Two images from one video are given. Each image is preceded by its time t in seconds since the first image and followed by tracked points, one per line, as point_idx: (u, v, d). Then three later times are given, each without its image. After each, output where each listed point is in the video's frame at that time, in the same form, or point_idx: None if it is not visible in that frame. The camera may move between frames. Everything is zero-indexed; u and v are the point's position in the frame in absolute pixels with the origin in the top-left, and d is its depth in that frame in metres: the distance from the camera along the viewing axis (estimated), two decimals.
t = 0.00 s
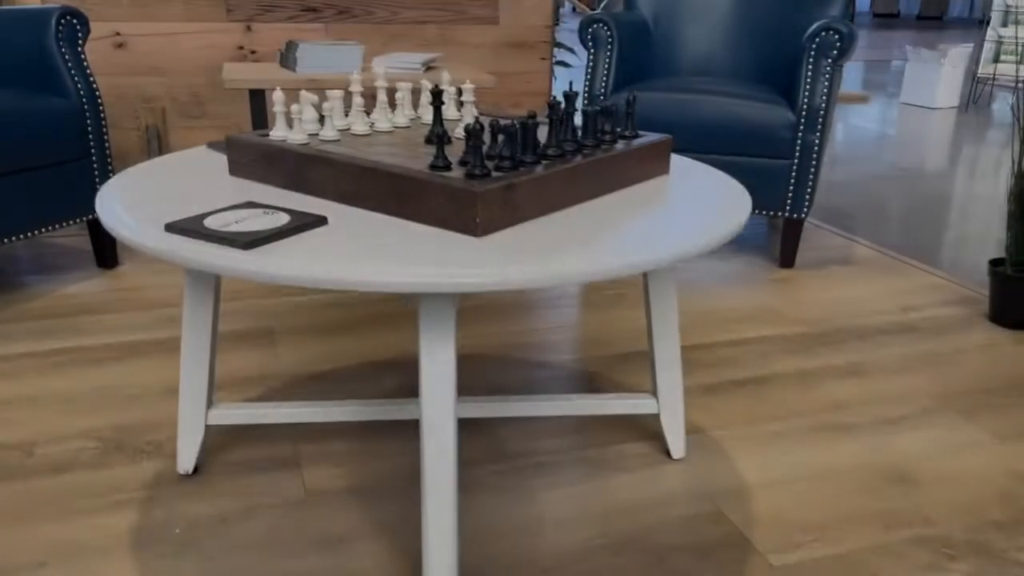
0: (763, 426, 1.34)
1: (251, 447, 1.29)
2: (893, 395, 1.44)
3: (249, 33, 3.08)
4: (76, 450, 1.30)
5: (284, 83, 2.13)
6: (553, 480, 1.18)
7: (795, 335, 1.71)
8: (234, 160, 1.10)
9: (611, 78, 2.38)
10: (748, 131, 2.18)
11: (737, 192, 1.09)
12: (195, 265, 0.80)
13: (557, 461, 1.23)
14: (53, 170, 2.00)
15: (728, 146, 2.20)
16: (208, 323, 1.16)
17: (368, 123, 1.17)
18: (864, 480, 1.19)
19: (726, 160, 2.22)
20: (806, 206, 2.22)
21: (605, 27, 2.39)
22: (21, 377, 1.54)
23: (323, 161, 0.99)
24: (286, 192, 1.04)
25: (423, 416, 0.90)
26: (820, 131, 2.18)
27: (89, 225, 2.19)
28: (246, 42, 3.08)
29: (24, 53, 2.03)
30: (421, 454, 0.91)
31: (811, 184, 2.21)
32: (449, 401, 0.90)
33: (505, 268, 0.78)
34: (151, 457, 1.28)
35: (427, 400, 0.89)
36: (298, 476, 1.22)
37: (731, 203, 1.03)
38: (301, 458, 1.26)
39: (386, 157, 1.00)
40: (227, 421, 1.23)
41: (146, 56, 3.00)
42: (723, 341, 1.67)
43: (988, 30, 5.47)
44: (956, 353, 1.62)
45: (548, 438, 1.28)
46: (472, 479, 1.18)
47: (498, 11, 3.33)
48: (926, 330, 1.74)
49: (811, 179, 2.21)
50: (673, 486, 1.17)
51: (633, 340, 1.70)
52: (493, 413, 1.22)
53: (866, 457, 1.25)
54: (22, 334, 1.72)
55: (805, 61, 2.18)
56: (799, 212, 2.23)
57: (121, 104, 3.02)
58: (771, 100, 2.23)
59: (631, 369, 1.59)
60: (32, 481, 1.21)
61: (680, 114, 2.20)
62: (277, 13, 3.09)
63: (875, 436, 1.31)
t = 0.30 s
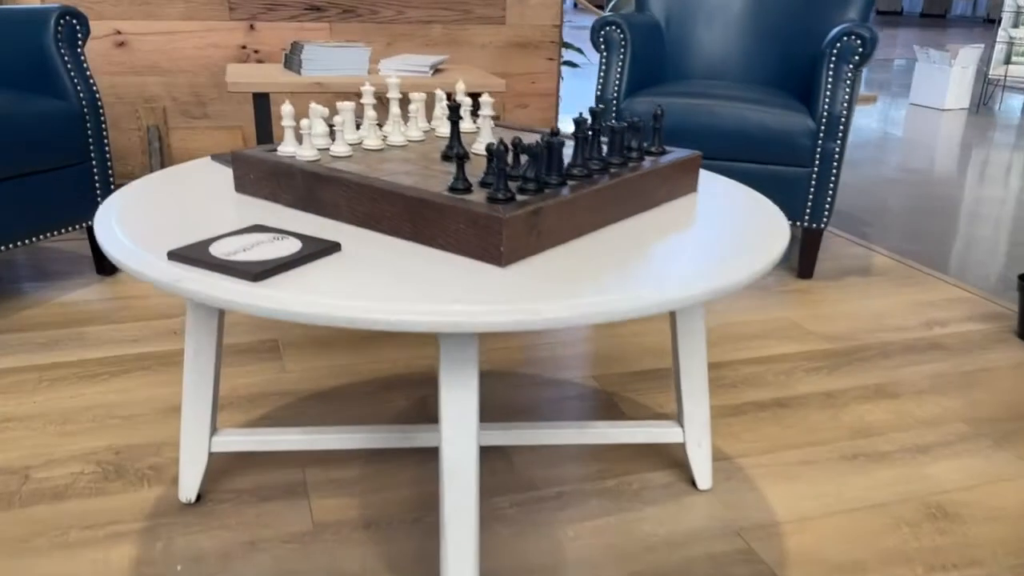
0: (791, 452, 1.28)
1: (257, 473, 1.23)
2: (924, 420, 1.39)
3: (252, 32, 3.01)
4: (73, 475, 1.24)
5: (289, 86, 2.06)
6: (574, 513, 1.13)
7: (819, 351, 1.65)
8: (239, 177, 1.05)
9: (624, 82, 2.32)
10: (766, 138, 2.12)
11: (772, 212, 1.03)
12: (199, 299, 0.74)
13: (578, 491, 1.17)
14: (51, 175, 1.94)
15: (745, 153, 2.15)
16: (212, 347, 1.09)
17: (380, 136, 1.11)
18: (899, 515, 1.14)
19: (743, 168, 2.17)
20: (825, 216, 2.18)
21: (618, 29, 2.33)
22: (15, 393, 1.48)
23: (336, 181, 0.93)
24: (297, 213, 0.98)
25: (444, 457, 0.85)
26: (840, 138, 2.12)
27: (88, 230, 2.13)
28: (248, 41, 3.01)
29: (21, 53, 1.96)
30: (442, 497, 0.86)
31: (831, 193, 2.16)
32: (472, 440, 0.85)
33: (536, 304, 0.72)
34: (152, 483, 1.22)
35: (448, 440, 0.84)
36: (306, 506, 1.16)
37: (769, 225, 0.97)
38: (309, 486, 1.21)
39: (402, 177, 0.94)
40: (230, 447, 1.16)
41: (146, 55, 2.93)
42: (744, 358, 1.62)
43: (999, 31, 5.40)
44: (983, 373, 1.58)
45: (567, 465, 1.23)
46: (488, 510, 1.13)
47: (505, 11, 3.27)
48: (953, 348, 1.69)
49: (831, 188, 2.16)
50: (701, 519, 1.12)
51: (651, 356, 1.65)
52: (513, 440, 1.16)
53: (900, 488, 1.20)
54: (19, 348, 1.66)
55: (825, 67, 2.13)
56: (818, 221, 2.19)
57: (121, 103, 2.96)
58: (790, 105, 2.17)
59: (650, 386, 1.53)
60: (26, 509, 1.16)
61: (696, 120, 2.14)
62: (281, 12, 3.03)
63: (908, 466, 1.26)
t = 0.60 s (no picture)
0: (822, 490, 1.23)
1: (265, 511, 1.18)
2: (959, 455, 1.34)
3: (260, 41, 2.97)
4: (73, 511, 1.19)
5: (299, 100, 2.02)
6: (598, 556, 1.07)
7: (845, 378, 1.60)
8: (250, 207, 1.00)
9: (642, 97, 2.26)
10: (789, 154, 2.07)
11: (815, 246, 0.97)
12: (207, 347, 0.69)
13: (602, 532, 1.12)
14: (55, 192, 1.89)
15: (766, 169, 2.11)
16: (221, 383, 1.04)
17: (397, 162, 1.07)
18: (940, 559, 1.09)
19: (764, 184, 2.13)
20: (849, 234, 2.14)
21: (635, 41, 2.27)
22: (16, 420, 1.43)
23: (352, 214, 0.89)
24: (311, 246, 0.93)
25: (468, 512, 0.80)
26: (866, 155, 2.08)
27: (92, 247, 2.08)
28: (256, 51, 2.97)
29: (26, 66, 1.92)
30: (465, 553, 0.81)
31: (856, 211, 2.12)
32: (497, 494, 0.80)
33: (571, 355, 0.66)
34: (156, 521, 1.17)
35: (472, 495, 0.79)
36: (318, 546, 1.11)
37: (813, 262, 0.91)
38: (321, 525, 1.16)
39: (422, 211, 0.89)
40: (238, 486, 1.11)
41: (153, 65, 2.88)
42: (768, 384, 1.57)
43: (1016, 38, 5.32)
44: (1017, 403, 1.53)
45: (591, 505, 1.18)
46: (509, 553, 1.08)
47: (516, 20, 3.23)
48: (984, 375, 1.65)
49: (855, 206, 2.11)
50: (733, 564, 1.07)
51: (672, 382, 1.59)
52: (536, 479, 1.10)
53: (939, 529, 1.15)
54: (22, 371, 1.61)
55: (850, 80, 2.08)
56: (842, 239, 2.15)
57: (126, 114, 2.92)
58: (812, 119, 2.13)
59: (672, 413, 1.48)
60: (25, 550, 1.11)
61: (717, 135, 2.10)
62: (290, 22, 2.98)
63: (945, 504, 1.21)
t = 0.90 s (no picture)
0: (856, 538, 1.19)
1: (279, 560, 1.15)
2: (995, 500, 1.30)
3: (272, 60, 2.94)
4: (81, 559, 1.15)
5: (313, 124, 1.99)
6: None
7: (873, 412, 1.56)
8: (263, 250, 0.96)
9: (659, 119, 2.21)
10: (811, 178, 2.04)
11: (857, 295, 0.93)
12: (218, 416, 0.65)
13: None
14: (65, 218, 1.86)
15: (789, 193, 2.07)
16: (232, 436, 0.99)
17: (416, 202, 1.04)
18: None
19: (786, 208, 2.10)
20: (872, 261, 2.10)
21: (652, 62, 2.23)
22: (22, 459, 1.39)
23: (372, 263, 0.85)
24: (327, 294, 0.89)
25: None
26: (891, 179, 2.03)
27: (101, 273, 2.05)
28: (268, 70, 2.95)
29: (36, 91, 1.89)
30: None
31: (880, 237, 2.07)
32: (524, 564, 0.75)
33: (609, 428, 0.62)
34: (166, 571, 1.13)
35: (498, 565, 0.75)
36: None
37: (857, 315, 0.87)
38: None
39: (445, 258, 0.86)
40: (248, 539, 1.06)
41: (163, 85, 2.86)
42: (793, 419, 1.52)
43: None
44: None
45: (615, 554, 1.13)
46: None
47: (529, 38, 3.20)
48: (1015, 411, 1.60)
49: (880, 231, 2.07)
50: None
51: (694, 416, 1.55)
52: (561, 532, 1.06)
53: None
54: (29, 405, 1.58)
55: (875, 101, 2.04)
56: (865, 265, 2.11)
57: (137, 134, 2.89)
58: (835, 142, 2.09)
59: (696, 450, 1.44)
60: None
61: (735, 158, 2.08)
62: (302, 41, 2.95)
63: (984, 555, 1.17)
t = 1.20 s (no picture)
0: None
1: None
2: None
3: (287, 91, 2.93)
4: None
5: (327, 159, 1.97)
6: None
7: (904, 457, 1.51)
8: (278, 303, 0.93)
9: (677, 151, 2.17)
10: (833, 212, 2.00)
11: (901, 355, 0.90)
12: (231, 494, 0.62)
13: None
14: (78, 254, 1.84)
15: (812, 226, 2.02)
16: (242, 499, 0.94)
17: (436, 250, 1.00)
18: None
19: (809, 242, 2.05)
20: (898, 296, 2.04)
21: (671, 94, 2.21)
22: (29, 507, 1.35)
23: (394, 320, 0.82)
24: (345, 351, 0.86)
25: None
26: (916, 214, 1.99)
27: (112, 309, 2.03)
28: (283, 100, 2.94)
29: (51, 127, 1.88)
30: None
31: (905, 272, 2.02)
32: None
33: (648, 512, 0.59)
34: None
35: None
36: None
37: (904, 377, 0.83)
38: None
39: (468, 314, 0.83)
40: None
41: (179, 115, 2.85)
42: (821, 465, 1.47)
43: None
44: None
45: None
46: None
47: (544, 68, 3.18)
48: None
49: (905, 267, 2.02)
50: None
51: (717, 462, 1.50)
52: None
53: None
54: (37, 448, 1.55)
55: (898, 135, 2.00)
56: (890, 301, 2.05)
57: (150, 165, 2.88)
58: (857, 175, 2.04)
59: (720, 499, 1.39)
60: None
61: (755, 192, 2.04)
62: (317, 71, 2.94)
63: None
